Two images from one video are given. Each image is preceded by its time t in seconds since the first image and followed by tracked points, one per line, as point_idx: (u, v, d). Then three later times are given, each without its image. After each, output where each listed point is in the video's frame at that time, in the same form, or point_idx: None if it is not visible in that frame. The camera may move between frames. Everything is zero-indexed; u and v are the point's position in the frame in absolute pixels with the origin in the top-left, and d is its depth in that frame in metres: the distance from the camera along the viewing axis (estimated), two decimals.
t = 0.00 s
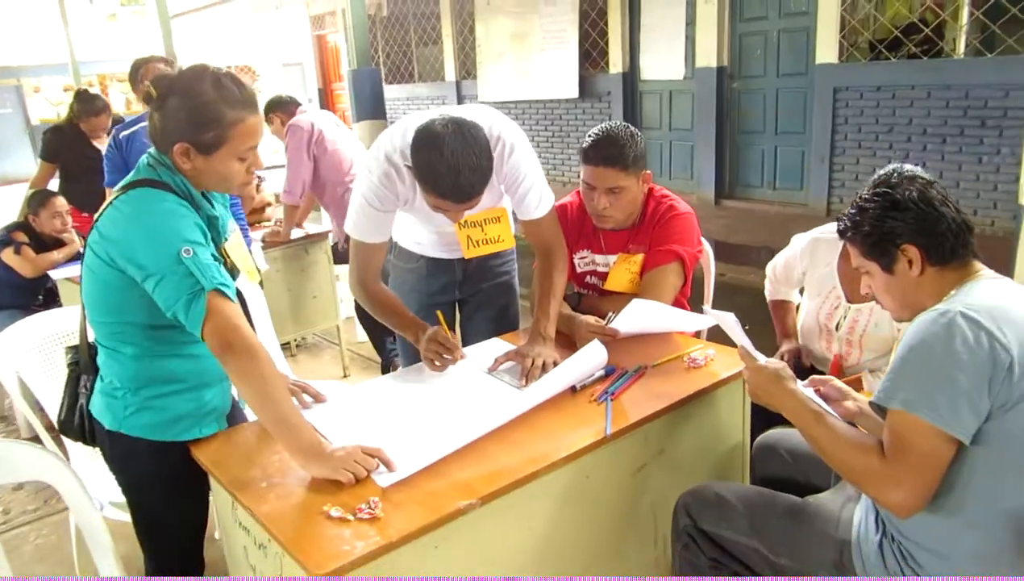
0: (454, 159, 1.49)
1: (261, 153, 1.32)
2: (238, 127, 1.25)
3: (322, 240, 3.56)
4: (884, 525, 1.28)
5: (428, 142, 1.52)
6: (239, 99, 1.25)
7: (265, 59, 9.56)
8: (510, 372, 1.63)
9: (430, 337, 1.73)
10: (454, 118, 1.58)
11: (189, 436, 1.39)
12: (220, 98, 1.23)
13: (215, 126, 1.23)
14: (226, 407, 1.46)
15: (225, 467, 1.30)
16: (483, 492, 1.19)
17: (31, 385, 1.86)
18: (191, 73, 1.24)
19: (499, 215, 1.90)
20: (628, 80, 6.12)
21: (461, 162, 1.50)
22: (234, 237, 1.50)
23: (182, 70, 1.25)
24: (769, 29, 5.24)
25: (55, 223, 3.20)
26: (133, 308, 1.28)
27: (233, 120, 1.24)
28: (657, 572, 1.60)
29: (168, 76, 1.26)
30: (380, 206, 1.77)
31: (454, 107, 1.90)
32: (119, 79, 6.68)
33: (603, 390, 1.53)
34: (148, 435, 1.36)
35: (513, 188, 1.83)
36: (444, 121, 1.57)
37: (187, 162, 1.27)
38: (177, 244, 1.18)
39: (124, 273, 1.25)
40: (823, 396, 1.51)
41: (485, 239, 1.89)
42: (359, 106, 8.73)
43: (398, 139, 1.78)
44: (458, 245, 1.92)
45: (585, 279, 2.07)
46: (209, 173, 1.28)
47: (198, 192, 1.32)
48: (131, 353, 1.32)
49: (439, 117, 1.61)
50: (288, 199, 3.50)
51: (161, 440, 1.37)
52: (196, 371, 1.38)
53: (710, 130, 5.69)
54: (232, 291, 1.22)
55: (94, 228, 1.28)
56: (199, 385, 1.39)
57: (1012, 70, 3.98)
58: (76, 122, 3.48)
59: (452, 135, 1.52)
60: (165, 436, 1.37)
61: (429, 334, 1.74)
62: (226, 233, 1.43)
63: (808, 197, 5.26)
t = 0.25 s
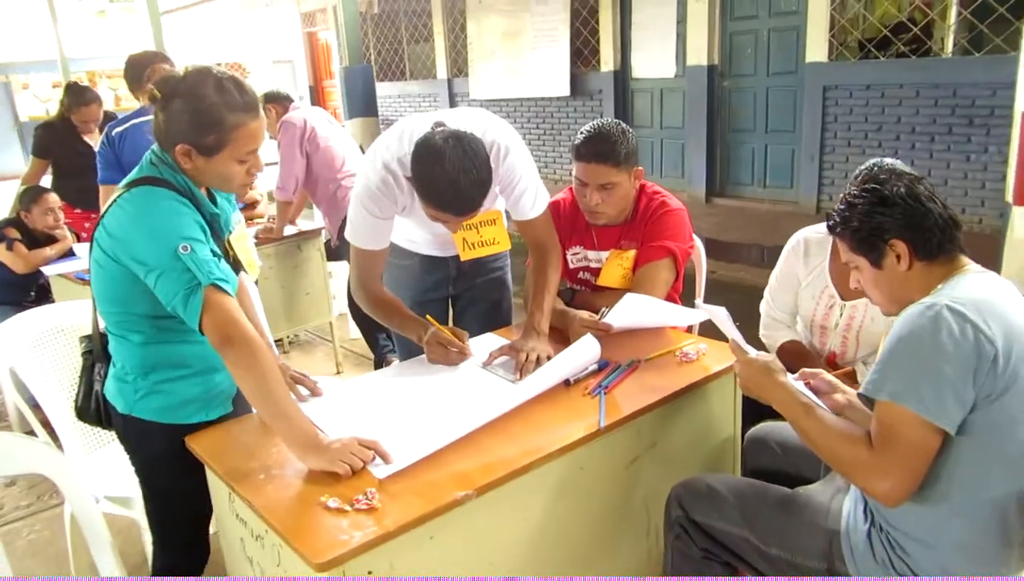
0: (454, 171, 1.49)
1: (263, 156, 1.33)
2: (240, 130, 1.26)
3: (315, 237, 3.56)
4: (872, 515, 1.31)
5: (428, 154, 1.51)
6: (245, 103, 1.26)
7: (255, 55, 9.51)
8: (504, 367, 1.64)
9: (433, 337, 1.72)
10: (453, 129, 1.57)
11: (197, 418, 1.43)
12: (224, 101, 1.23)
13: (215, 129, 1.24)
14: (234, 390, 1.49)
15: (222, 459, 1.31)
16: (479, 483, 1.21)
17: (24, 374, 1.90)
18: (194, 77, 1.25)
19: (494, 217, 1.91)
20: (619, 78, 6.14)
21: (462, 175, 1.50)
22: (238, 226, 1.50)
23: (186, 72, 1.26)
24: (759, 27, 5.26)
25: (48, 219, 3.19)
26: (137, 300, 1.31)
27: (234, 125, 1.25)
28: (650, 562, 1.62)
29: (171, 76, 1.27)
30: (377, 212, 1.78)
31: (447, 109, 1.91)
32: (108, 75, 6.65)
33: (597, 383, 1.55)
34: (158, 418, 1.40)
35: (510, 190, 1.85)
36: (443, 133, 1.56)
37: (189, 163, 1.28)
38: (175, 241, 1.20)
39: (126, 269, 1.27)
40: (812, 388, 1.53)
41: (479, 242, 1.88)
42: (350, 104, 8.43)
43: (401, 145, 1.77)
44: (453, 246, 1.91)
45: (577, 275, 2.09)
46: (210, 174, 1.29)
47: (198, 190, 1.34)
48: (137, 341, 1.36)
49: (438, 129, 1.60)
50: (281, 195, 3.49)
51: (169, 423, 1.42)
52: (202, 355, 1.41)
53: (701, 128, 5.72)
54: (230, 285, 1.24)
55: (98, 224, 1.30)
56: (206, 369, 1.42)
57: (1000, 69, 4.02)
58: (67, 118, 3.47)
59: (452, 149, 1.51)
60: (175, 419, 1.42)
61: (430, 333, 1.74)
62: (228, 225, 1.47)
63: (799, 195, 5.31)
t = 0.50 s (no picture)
0: (454, 177, 1.50)
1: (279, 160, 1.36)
2: (256, 137, 1.28)
3: (309, 235, 3.56)
4: (863, 508, 1.32)
5: (428, 160, 1.52)
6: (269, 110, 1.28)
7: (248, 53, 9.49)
8: (498, 363, 1.65)
9: (430, 336, 1.71)
10: (453, 137, 1.57)
11: (203, 402, 1.54)
12: (248, 109, 1.26)
13: (234, 133, 1.26)
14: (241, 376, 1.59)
15: (218, 454, 1.31)
16: (474, 477, 1.21)
17: (15, 368, 1.90)
18: (220, 80, 1.27)
19: (490, 218, 1.91)
20: (612, 77, 6.15)
21: (461, 183, 1.50)
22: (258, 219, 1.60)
23: (213, 76, 1.29)
24: (751, 27, 5.28)
25: (41, 217, 3.19)
26: (153, 288, 1.39)
27: (252, 130, 1.27)
28: (643, 557, 1.63)
29: (196, 79, 1.30)
30: (375, 216, 1.78)
31: (442, 110, 1.91)
32: (98, 72, 6.61)
33: (591, 379, 1.56)
34: (168, 399, 1.51)
35: (504, 190, 1.86)
36: (443, 141, 1.56)
37: (208, 163, 1.31)
38: (192, 232, 1.25)
39: (144, 258, 1.35)
40: (804, 383, 1.55)
41: (476, 242, 1.90)
42: (343, 102, 8.39)
43: (402, 149, 1.78)
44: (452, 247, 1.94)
45: (571, 272, 2.10)
46: (228, 175, 1.33)
47: (217, 187, 1.38)
48: (152, 326, 1.46)
49: (437, 135, 1.60)
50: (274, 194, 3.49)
51: (178, 404, 1.52)
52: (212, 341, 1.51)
53: (694, 126, 5.74)
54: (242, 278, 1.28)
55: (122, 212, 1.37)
56: (215, 355, 1.53)
57: (991, 68, 4.04)
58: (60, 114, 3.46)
59: (452, 155, 1.51)
60: (182, 402, 1.52)
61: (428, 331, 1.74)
62: (247, 218, 1.55)
63: (791, 193, 5.34)
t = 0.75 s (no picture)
0: (452, 171, 1.50)
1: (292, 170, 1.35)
2: (269, 148, 1.27)
3: (305, 233, 3.55)
4: (858, 504, 1.32)
5: (427, 154, 1.51)
6: (284, 120, 1.27)
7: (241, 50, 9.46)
8: (494, 360, 1.65)
9: (427, 333, 1.71)
10: (452, 132, 1.57)
11: (195, 396, 1.53)
12: (263, 121, 1.25)
13: (248, 144, 1.26)
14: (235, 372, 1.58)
15: (215, 451, 1.31)
16: (470, 473, 1.21)
17: (9, 365, 1.88)
18: (237, 87, 1.27)
19: (486, 214, 1.91)
20: (608, 75, 6.15)
21: (461, 177, 1.50)
22: (272, 222, 1.59)
23: (232, 82, 1.29)
24: (747, 25, 5.29)
25: (35, 213, 3.17)
26: (151, 278, 1.40)
27: (266, 141, 1.26)
28: (638, 553, 1.63)
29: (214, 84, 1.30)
30: (372, 212, 1.77)
31: (439, 107, 1.92)
32: (92, 69, 6.58)
33: (586, 376, 1.56)
34: (158, 389, 1.51)
35: (500, 187, 1.85)
36: (442, 134, 1.56)
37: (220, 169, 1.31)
38: (192, 226, 1.24)
39: (144, 248, 1.35)
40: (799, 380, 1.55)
41: (471, 238, 1.90)
42: (338, 100, 8.42)
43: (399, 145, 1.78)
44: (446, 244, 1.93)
45: (567, 268, 2.10)
46: (239, 183, 1.33)
47: (227, 188, 1.38)
48: (148, 316, 1.46)
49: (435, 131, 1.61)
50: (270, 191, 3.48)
51: (169, 396, 1.52)
52: (207, 337, 1.51)
53: (689, 125, 5.75)
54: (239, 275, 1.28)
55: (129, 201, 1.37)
56: (210, 351, 1.52)
57: (985, 67, 4.06)
58: (54, 108, 3.45)
59: (450, 148, 1.51)
60: (173, 395, 1.52)
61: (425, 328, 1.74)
62: (261, 221, 1.55)
63: (786, 191, 5.36)
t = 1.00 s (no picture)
0: (453, 166, 1.49)
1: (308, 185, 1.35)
2: (285, 163, 1.27)
3: (304, 229, 3.54)
4: (857, 500, 1.32)
5: (428, 150, 1.51)
6: (301, 135, 1.27)
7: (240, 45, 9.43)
8: (494, 355, 1.65)
9: (427, 328, 1.71)
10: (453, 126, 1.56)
11: (190, 395, 1.53)
12: (279, 136, 1.25)
13: (264, 159, 1.26)
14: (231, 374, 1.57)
15: (214, 446, 1.31)
16: (468, 468, 1.21)
17: (7, 360, 1.88)
18: (258, 101, 1.26)
19: (486, 210, 1.90)
20: (608, 71, 6.14)
21: (462, 172, 1.49)
22: (284, 229, 1.59)
23: (253, 93, 1.28)
24: (747, 22, 5.28)
25: (34, 208, 3.16)
26: (150, 273, 1.39)
27: (283, 158, 1.27)
28: (637, 549, 1.63)
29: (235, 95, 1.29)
30: (371, 206, 1.77)
31: (437, 101, 1.91)
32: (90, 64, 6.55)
33: (585, 371, 1.56)
34: (153, 387, 1.50)
35: (500, 182, 1.85)
36: (443, 130, 1.55)
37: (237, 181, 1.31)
38: (189, 221, 1.24)
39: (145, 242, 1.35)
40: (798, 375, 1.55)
41: (470, 233, 1.89)
42: (338, 95, 8.23)
43: (398, 139, 1.77)
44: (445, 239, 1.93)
45: (567, 264, 2.10)
46: (254, 195, 1.33)
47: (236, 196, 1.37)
48: (147, 312, 1.45)
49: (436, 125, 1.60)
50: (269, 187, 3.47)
51: (164, 394, 1.51)
52: (205, 337, 1.50)
53: (689, 121, 5.74)
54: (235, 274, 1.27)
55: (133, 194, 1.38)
56: (207, 352, 1.52)
57: (986, 64, 4.05)
58: (53, 100, 3.45)
59: (452, 143, 1.51)
60: (168, 393, 1.51)
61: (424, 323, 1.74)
62: (273, 225, 1.55)
63: (786, 188, 5.36)
